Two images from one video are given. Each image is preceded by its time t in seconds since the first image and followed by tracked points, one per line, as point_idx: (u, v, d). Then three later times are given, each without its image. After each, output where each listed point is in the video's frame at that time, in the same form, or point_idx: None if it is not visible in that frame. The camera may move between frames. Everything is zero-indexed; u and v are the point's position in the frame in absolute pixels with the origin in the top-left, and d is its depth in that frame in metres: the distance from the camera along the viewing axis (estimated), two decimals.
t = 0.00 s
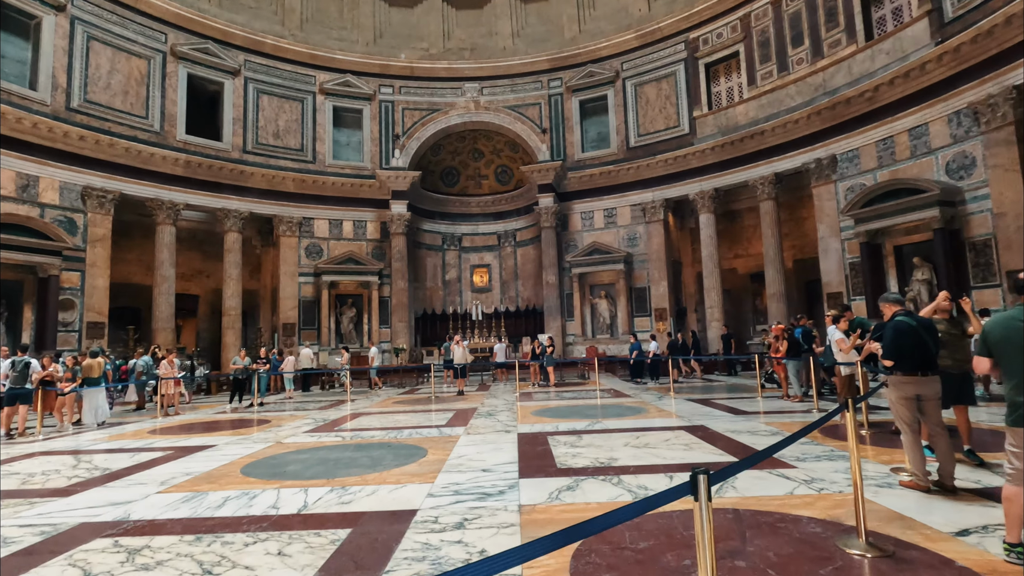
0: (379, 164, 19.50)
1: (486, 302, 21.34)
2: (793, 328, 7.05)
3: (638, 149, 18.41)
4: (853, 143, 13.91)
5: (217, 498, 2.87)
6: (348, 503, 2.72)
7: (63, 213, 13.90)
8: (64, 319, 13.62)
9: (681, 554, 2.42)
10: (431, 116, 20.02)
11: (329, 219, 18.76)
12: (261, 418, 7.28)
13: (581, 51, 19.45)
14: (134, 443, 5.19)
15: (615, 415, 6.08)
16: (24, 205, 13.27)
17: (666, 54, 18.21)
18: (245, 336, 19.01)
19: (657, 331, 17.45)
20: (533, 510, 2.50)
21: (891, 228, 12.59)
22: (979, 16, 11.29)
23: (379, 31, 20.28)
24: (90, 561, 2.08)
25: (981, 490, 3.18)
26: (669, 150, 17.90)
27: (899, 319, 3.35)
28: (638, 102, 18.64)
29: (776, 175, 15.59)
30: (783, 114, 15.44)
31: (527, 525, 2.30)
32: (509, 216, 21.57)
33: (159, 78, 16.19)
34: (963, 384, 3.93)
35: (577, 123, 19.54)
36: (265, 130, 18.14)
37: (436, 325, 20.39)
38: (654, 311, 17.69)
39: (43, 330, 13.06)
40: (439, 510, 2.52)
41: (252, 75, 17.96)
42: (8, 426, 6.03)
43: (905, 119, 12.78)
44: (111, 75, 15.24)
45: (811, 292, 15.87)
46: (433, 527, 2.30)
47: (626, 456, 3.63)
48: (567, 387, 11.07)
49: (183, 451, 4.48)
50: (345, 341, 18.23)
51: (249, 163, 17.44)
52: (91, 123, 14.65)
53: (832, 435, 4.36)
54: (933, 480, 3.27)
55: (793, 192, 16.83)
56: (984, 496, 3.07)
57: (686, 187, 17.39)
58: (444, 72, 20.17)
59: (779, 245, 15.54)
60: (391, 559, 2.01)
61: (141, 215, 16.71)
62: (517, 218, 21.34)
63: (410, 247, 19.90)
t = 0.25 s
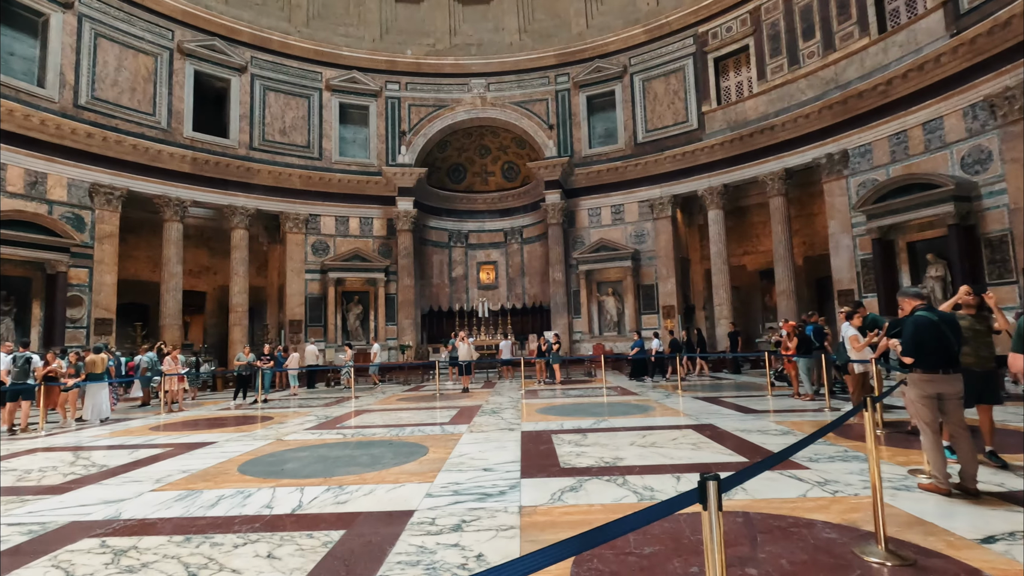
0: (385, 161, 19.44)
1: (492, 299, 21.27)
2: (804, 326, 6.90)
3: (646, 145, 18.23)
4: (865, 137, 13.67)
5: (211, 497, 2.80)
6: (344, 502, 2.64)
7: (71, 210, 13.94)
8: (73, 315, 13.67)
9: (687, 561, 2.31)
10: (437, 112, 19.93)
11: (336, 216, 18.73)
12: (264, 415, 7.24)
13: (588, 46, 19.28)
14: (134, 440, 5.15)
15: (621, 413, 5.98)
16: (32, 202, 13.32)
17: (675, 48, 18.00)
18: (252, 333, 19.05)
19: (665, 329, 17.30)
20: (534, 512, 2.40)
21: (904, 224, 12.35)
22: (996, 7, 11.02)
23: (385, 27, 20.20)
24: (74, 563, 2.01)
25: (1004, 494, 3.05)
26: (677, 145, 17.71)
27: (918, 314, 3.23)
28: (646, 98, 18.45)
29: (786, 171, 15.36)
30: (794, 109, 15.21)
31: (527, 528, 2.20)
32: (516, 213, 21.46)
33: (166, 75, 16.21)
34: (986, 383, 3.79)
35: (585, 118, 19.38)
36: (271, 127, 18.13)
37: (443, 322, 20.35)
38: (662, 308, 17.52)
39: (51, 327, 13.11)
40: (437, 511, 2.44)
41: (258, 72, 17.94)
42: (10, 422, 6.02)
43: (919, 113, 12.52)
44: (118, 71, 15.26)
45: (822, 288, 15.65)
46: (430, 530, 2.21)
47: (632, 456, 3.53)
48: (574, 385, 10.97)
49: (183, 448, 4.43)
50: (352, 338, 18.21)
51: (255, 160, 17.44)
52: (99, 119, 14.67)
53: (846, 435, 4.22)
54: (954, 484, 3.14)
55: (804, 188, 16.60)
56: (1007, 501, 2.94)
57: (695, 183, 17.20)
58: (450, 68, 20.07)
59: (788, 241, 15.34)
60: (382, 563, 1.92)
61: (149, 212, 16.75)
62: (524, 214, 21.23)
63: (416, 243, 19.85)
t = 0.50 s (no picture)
0: (389, 158, 19.37)
1: (496, 297, 21.19)
2: (813, 324, 6.77)
3: (651, 142, 18.08)
4: (874, 133, 13.48)
5: (201, 500, 2.73)
6: (336, 506, 2.56)
7: (75, 208, 13.96)
8: (77, 313, 13.68)
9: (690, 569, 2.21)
10: (441, 109, 19.83)
11: (339, 214, 18.69)
12: (264, 413, 7.19)
13: (593, 42, 19.12)
14: (131, 439, 5.10)
15: (624, 413, 5.88)
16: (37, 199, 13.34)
17: (681, 43, 17.82)
18: (256, 330, 19.06)
19: (671, 327, 17.17)
20: (532, 518, 2.31)
21: (913, 221, 12.16)
22: None
23: (389, 24, 20.11)
24: (52, 570, 1.94)
25: None
26: (683, 142, 17.54)
27: (934, 312, 3.12)
28: (652, 94, 18.29)
29: (793, 167, 15.18)
30: (801, 104, 15.02)
31: (523, 535, 2.12)
32: (520, 210, 21.36)
33: (170, 72, 16.19)
34: (1006, 384, 3.66)
35: (589, 115, 19.23)
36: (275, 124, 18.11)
37: (447, 320, 20.31)
38: (668, 306, 17.39)
39: (56, 325, 13.11)
40: (430, 516, 2.35)
41: (262, 69, 17.91)
42: (9, 421, 5.99)
43: (929, 108, 12.30)
44: (122, 69, 15.26)
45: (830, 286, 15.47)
46: (423, 536, 2.12)
47: (635, 458, 3.43)
48: (578, 383, 10.87)
49: (179, 447, 4.37)
50: (356, 335, 18.18)
51: (259, 158, 17.42)
52: (103, 117, 14.68)
53: (855, 437, 4.11)
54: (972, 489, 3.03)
55: (811, 184, 16.40)
56: None
57: (701, 180, 17.04)
58: (454, 65, 19.97)
59: (796, 239, 15.16)
60: (370, 573, 1.83)
61: (154, 210, 16.77)
62: (528, 212, 21.12)
63: (420, 241, 19.79)
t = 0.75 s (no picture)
0: (393, 155, 19.30)
1: (501, 294, 21.11)
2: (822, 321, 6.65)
3: (657, 137, 17.92)
4: (884, 127, 13.29)
5: (196, 500, 2.67)
6: (333, 507, 2.49)
7: (80, 205, 13.98)
8: (82, 310, 13.70)
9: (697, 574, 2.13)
10: (445, 105, 19.73)
11: (344, 210, 18.65)
12: (267, 410, 7.15)
13: (599, 36, 18.95)
14: (132, 436, 5.07)
15: (630, 411, 5.80)
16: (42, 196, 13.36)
17: (687, 37, 17.64)
18: (261, 327, 19.06)
19: (676, 324, 17.05)
20: (533, 520, 2.24)
21: (924, 217, 11.99)
22: None
23: (393, 20, 20.02)
24: (37, 573, 1.88)
25: None
26: (689, 137, 17.37)
27: (954, 307, 3.03)
28: (658, 88, 18.12)
29: (801, 162, 15.01)
30: (810, 98, 14.84)
31: (525, 539, 2.04)
32: (525, 206, 21.26)
33: (174, 69, 16.17)
34: None
35: (595, 110, 19.09)
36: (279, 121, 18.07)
37: (452, 317, 20.27)
38: (673, 303, 17.26)
39: (62, 322, 13.14)
40: (429, 519, 2.28)
41: (266, 66, 17.87)
42: (10, 418, 6.00)
43: (940, 101, 12.09)
44: (126, 66, 15.25)
45: (838, 283, 15.31)
46: (420, 540, 2.05)
47: (641, 458, 3.35)
48: (582, 381, 10.79)
49: (178, 445, 4.32)
50: (360, 332, 18.16)
51: (263, 154, 17.39)
52: (107, 114, 14.68)
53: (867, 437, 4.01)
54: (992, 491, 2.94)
55: (819, 179, 16.21)
56: None
57: (707, 176, 16.88)
58: (458, 61, 19.86)
59: (803, 234, 15.00)
60: None
61: (158, 207, 16.78)
62: (533, 208, 21.02)
63: (425, 238, 19.73)
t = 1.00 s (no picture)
0: (396, 150, 19.21)
1: (505, 290, 21.03)
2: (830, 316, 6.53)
3: (662, 132, 17.77)
4: (893, 121, 13.10)
5: (189, 498, 2.61)
6: (328, 507, 2.42)
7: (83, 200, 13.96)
8: (86, 305, 13.71)
9: None
10: (449, 100, 19.61)
11: (347, 206, 18.58)
12: (267, 406, 7.10)
13: (603, 30, 18.77)
14: (131, 432, 5.02)
15: (634, 408, 5.71)
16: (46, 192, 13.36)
17: (693, 31, 17.44)
18: (264, 323, 19.06)
19: (681, 320, 16.94)
20: (535, 522, 2.16)
21: (933, 211, 11.83)
22: None
23: (396, 14, 19.90)
24: None
25: None
26: (695, 132, 17.21)
27: (974, 301, 2.96)
28: (663, 82, 17.95)
29: (808, 157, 14.84)
30: (817, 92, 14.66)
31: (525, 542, 1.96)
32: (528, 202, 21.15)
33: (177, 64, 16.11)
34: None
35: (599, 105, 18.93)
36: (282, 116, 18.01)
37: (455, 313, 20.22)
38: (678, 299, 17.14)
39: (65, 317, 13.14)
40: (426, 520, 2.20)
41: (269, 61, 17.79)
42: (10, 414, 5.97)
43: (951, 95, 11.90)
44: (129, 61, 15.20)
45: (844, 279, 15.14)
46: (417, 542, 1.97)
47: (646, 456, 3.26)
48: (586, 377, 10.71)
49: (176, 442, 4.26)
50: (363, 328, 18.13)
51: (266, 150, 17.34)
52: (110, 109, 14.65)
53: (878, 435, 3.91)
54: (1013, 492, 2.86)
55: (827, 174, 16.03)
56: None
57: (712, 171, 16.72)
58: (462, 55, 19.73)
59: (810, 230, 14.84)
60: None
61: (161, 202, 16.75)
62: (536, 204, 20.91)
63: (428, 233, 19.67)
